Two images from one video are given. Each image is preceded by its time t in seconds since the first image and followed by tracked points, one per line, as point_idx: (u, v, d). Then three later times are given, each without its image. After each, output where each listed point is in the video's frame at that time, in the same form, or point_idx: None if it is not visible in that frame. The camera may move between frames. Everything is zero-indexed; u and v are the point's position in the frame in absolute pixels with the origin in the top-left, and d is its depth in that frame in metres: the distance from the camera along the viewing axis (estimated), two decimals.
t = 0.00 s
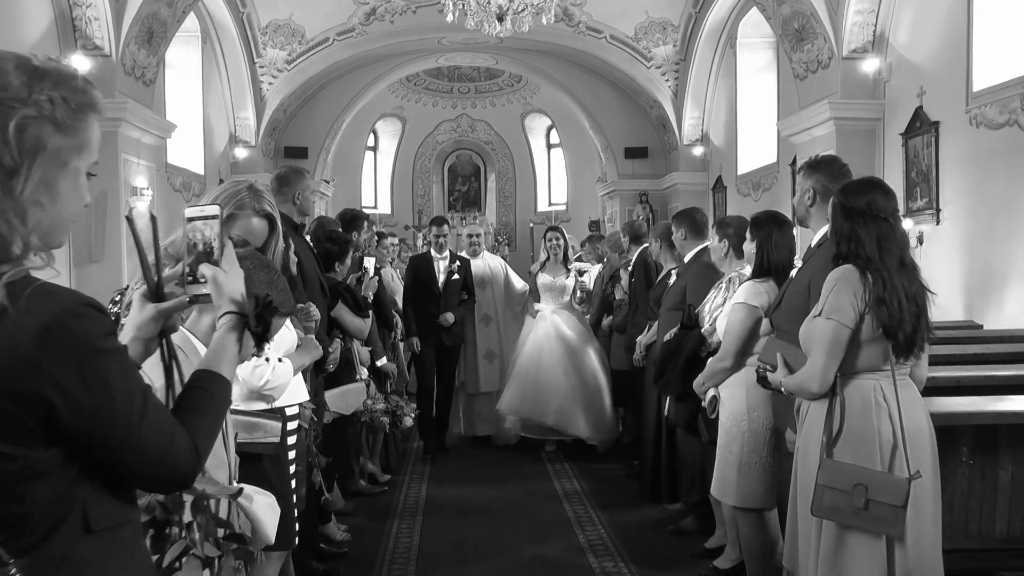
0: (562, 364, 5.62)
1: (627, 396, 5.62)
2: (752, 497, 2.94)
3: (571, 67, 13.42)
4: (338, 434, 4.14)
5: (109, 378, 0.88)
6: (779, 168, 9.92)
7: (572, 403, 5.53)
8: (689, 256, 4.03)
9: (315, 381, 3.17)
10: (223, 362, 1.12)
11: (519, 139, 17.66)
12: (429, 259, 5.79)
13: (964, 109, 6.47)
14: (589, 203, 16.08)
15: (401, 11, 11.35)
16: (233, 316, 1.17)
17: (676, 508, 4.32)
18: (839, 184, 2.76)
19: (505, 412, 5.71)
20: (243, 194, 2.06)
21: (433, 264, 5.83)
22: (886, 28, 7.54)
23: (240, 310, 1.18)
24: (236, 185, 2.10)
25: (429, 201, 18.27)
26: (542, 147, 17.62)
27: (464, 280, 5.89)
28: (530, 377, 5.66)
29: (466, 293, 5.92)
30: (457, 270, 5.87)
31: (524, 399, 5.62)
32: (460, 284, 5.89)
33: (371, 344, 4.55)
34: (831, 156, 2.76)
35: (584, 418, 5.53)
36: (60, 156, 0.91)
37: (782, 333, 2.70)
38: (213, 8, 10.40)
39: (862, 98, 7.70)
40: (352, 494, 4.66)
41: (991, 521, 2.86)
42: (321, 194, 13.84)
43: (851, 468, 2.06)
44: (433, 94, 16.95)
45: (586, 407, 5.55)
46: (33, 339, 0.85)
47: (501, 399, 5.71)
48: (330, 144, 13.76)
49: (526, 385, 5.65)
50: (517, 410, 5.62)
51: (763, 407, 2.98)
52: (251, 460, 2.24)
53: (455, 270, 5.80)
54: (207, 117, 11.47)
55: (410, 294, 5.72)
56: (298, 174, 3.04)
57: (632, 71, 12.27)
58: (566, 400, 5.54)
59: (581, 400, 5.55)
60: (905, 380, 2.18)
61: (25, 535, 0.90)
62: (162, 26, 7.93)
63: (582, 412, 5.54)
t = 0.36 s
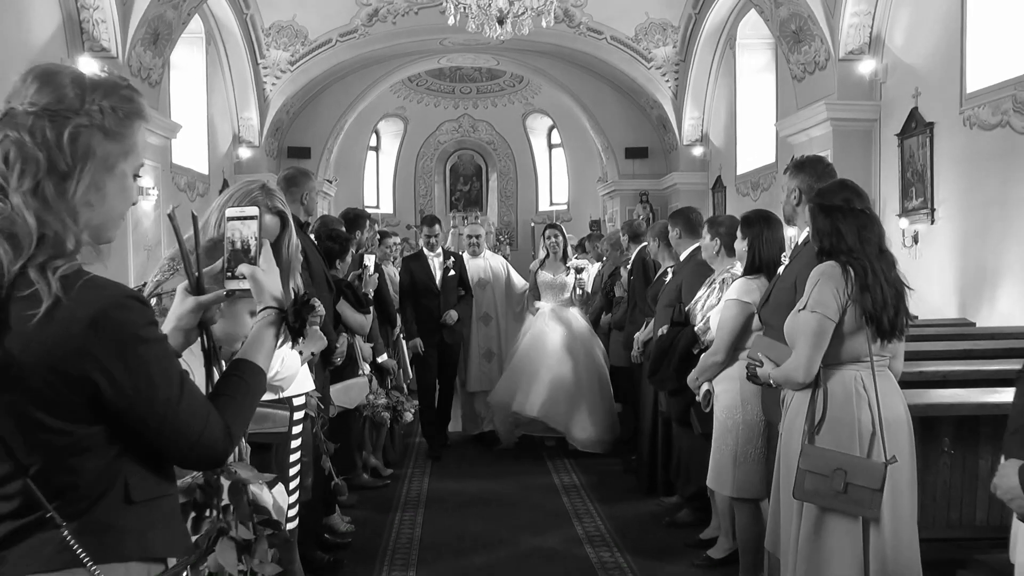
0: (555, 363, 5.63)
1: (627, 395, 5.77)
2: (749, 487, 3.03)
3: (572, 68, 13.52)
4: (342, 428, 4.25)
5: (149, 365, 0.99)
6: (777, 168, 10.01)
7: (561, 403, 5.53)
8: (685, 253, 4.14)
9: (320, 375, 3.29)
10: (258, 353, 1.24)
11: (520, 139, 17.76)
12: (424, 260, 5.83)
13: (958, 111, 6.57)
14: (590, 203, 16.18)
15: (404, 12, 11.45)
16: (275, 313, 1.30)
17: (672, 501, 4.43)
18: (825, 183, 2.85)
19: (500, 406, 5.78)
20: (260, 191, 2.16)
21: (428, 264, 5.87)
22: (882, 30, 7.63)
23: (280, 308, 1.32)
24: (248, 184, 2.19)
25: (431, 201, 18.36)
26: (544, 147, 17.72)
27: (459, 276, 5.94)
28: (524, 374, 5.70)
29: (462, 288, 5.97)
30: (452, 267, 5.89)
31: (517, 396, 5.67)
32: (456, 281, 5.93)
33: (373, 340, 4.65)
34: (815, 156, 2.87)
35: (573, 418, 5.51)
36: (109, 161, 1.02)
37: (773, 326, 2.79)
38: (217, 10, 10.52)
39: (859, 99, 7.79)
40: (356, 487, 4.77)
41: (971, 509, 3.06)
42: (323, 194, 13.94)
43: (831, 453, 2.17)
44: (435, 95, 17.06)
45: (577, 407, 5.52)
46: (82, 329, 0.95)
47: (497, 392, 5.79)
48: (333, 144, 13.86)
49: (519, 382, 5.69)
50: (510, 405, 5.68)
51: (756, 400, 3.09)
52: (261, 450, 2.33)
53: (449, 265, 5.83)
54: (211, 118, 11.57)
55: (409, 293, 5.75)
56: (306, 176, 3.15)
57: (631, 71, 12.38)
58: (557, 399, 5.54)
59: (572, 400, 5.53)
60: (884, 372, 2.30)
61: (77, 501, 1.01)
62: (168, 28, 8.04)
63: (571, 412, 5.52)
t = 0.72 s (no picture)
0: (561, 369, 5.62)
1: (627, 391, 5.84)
2: (742, 480, 3.11)
3: (574, 68, 13.61)
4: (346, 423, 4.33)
5: (176, 353, 1.07)
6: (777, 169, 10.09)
7: (569, 409, 5.55)
8: (683, 253, 4.22)
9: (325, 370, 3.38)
10: (274, 341, 1.32)
11: (522, 139, 17.85)
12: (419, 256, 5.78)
13: (954, 112, 6.66)
14: (591, 203, 16.27)
15: (407, 12, 11.55)
16: (286, 302, 1.40)
17: (670, 495, 4.52)
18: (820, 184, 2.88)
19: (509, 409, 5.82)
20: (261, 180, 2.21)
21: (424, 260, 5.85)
22: (880, 32, 7.71)
23: (291, 297, 1.41)
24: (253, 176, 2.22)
25: (433, 201, 18.43)
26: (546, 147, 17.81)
27: (455, 273, 5.94)
28: (531, 379, 5.71)
29: (459, 285, 5.95)
30: (448, 263, 5.91)
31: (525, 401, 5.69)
32: (453, 277, 5.93)
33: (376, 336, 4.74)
34: (809, 156, 2.92)
35: (581, 424, 5.54)
36: (141, 163, 1.11)
37: (767, 322, 2.88)
38: (222, 11, 10.62)
39: (857, 100, 7.88)
40: (360, 482, 4.86)
41: (959, 501, 3.16)
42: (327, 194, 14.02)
43: (829, 439, 2.26)
44: (437, 95, 17.15)
45: (584, 413, 5.55)
46: (116, 319, 1.03)
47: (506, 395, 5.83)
48: (336, 144, 13.94)
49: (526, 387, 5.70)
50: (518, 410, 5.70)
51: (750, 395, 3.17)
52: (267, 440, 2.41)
53: (445, 262, 5.87)
54: (215, 117, 11.65)
55: (405, 288, 5.71)
56: (312, 175, 3.23)
57: (632, 72, 12.46)
58: (565, 406, 5.55)
59: (579, 407, 5.56)
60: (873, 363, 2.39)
61: (111, 478, 1.09)
62: (173, 29, 8.12)
63: (578, 419, 5.55)
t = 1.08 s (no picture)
0: (569, 366, 5.55)
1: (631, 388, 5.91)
2: (739, 473, 3.19)
3: (576, 70, 13.71)
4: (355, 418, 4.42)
5: (218, 339, 1.16)
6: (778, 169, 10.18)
7: (578, 406, 5.45)
8: (685, 252, 4.32)
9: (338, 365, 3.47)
10: (301, 331, 1.42)
11: (524, 140, 17.95)
12: (424, 257, 5.78)
13: (952, 113, 6.76)
14: (594, 203, 16.36)
15: (411, 14, 11.64)
16: (311, 295, 1.49)
17: (672, 489, 4.62)
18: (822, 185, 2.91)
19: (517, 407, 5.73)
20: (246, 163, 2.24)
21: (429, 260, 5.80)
22: (880, 35, 7.81)
23: (316, 290, 1.51)
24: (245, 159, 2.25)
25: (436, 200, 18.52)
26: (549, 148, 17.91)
27: (463, 273, 5.86)
28: (539, 376, 5.62)
29: (466, 285, 5.87)
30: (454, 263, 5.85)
31: (533, 399, 5.60)
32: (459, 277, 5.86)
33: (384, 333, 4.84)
34: (811, 158, 2.94)
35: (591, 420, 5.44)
36: (186, 168, 1.21)
37: (767, 321, 2.97)
38: (228, 12, 10.72)
39: (857, 102, 7.97)
40: (367, 476, 4.96)
41: (951, 492, 3.27)
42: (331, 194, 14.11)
43: (837, 426, 2.37)
44: (441, 95, 17.25)
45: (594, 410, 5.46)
46: (163, 308, 1.12)
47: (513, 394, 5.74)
48: (340, 144, 14.04)
49: (534, 384, 5.62)
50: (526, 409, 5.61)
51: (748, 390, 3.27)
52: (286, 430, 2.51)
53: (451, 263, 5.76)
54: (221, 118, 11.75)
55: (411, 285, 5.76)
56: (328, 176, 3.32)
57: (634, 73, 12.56)
58: (577, 407, 5.46)
59: (588, 403, 5.46)
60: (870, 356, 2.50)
61: (157, 455, 1.18)
62: (182, 31, 8.22)
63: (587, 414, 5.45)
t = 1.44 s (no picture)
0: (569, 363, 5.53)
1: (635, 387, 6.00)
2: (733, 466, 3.32)
3: (579, 72, 13.84)
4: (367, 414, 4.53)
5: (258, 335, 1.28)
6: (778, 171, 10.31)
7: (580, 402, 5.42)
8: (687, 252, 4.43)
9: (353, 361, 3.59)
10: (330, 328, 1.54)
11: (527, 141, 18.07)
12: (438, 256, 5.67)
13: (949, 117, 6.87)
14: (596, 204, 16.47)
15: (414, 16, 11.74)
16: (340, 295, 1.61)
17: (673, 484, 4.74)
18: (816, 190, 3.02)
19: (520, 411, 5.70)
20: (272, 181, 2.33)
21: (443, 260, 5.70)
22: (878, 38, 7.92)
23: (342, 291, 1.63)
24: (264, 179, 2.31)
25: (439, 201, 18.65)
26: (551, 149, 18.03)
27: (474, 275, 5.75)
28: (541, 377, 5.61)
29: (476, 289, 5.73)
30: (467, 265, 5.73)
31: (535, 401, 5.58)
32: (471, 280, 5.73)
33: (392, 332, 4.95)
34: (807, 164, 3.04)
35: (595, 416, 5.41)
36: (228, 179, 1.33)
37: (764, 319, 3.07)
38: (234, 16, 10.83)
39: (855, 105, 8.09)
40: (376, 471, 5.08)
41: (941, 483, 3.39)
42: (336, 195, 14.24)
43: (837, 424, 2.47)
44: (444, 97, 17.36)
45: (596, 405, 5.42)
46: (211, 305, 1.24)
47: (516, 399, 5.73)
48: (345, 145, 14.16)
49: (536, 386, 5.60)
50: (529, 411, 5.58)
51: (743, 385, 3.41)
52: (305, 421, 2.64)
53: (463, 266, 5.65)
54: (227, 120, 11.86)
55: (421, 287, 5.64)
56: (347, 180, 3.44)
57: (636, 75, 12.67)
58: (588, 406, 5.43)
59: (591, 399, 5.43)
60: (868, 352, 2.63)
61: (202, 440, 1.30)
62: (191, 35, 8.34)
63: (590, 410, 5.41)
